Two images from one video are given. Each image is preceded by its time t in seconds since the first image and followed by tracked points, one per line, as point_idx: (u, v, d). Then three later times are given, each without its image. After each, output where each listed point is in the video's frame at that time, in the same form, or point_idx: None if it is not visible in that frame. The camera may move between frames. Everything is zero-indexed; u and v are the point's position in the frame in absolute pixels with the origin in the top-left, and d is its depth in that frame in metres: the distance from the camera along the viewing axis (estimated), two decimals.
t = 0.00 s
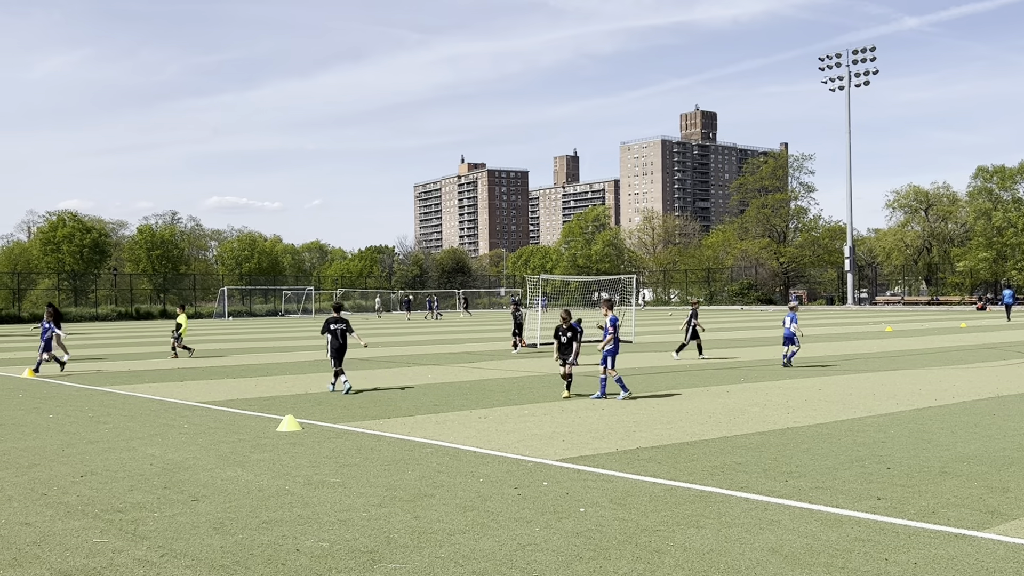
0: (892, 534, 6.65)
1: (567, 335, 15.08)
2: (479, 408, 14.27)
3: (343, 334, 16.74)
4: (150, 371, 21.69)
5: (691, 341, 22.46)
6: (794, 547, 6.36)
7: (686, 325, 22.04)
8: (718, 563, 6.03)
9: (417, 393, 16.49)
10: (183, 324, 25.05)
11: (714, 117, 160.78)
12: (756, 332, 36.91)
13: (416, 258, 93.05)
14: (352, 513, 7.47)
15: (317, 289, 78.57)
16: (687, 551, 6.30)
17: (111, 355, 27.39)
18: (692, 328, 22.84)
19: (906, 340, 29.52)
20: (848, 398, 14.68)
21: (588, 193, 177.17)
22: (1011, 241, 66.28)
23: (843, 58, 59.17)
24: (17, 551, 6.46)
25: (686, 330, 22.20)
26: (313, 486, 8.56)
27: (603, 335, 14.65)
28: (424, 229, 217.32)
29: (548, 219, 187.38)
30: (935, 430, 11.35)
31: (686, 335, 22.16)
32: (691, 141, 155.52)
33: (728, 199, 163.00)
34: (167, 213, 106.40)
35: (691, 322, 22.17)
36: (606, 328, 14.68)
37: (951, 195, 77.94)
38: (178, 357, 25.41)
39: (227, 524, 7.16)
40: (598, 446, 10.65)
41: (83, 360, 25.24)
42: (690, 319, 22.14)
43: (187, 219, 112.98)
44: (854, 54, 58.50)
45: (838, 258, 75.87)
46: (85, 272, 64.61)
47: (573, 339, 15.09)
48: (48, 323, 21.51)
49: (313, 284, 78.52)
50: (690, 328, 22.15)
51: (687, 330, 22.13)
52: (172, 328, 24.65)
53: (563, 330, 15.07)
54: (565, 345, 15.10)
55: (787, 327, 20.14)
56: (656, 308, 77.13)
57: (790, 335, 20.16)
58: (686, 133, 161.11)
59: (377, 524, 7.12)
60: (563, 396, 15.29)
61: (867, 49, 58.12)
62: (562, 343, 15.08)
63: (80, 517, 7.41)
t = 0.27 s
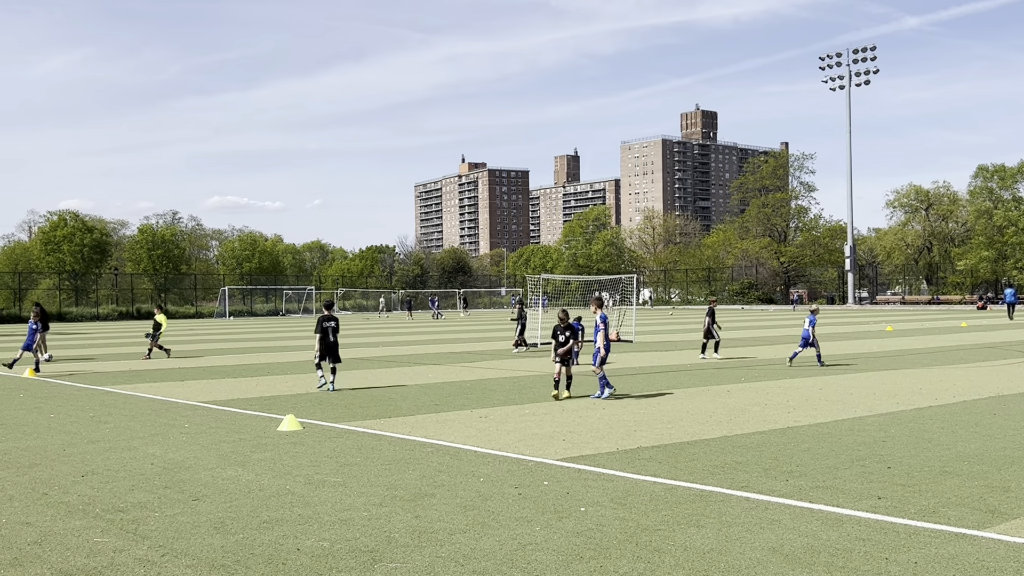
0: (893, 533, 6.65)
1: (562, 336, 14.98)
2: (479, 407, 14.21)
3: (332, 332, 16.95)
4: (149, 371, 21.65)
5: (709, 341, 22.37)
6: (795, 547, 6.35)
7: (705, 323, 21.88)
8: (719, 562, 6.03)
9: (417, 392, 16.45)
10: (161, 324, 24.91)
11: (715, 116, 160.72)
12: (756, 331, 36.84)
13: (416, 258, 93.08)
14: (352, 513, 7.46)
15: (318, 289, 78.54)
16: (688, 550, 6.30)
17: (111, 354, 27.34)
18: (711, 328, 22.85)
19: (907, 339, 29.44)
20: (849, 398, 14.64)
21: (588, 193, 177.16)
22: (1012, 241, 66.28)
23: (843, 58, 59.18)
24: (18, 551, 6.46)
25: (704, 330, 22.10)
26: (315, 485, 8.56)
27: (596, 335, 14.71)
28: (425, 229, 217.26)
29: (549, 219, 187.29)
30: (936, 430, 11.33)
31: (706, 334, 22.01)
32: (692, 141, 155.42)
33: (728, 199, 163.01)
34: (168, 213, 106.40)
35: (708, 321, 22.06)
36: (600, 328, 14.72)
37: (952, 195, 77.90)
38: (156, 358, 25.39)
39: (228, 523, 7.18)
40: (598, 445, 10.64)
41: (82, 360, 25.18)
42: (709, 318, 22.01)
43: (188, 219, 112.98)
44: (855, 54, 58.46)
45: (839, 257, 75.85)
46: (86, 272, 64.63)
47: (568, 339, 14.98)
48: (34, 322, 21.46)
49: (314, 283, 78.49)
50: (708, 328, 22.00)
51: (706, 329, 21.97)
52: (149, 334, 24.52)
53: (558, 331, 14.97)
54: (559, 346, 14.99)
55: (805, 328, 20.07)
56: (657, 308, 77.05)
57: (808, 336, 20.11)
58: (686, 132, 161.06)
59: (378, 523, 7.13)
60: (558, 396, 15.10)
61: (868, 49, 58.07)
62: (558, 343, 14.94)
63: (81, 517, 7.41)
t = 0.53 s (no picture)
0: (894, 533, 6.65)
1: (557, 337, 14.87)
2: (480, 407, 14.19)
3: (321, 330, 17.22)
4: (149, 371, 21.62)
5: (729, 342, 22.25)
6: (796, 547, 6.35)
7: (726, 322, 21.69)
8: (720, 562, 6.03)
9: (417, 392, 16.42)
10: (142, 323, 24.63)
11: (715, 116, 160.72)
12: (756, 331, 36.80)
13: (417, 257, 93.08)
14: (353, 513, 7.46)
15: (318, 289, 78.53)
16: (689, 550, 6.30)
17: (111, 354, 27.30)
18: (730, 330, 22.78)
19: (907, 339, 29.41)
20: (850, 398, 14.61)
21: (589, 193, 177.18)
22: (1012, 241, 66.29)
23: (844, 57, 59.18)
24: (19, 551, 6.46)
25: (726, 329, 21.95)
26: (315, 485, 8.55)
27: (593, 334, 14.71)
28: (425, 229, 217.18)
29: (550, 219, 187.27)
30: (937, 429, 11.32)
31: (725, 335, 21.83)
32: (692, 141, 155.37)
33: (729, 199, 163.03)
34: (168, 213, 106.38)
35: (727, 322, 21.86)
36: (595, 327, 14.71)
37: (952, 195, 77.85)
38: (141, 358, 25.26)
39: (229, 523, 7.17)
40: (599, 445, 10.62)
41: (82, 360, 25.15)
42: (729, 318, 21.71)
43: (189, 219, 112.97)
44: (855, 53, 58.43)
45: (839, 257, 75.88)
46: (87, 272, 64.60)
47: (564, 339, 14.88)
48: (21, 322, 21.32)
49: (315, 283, 78.48)
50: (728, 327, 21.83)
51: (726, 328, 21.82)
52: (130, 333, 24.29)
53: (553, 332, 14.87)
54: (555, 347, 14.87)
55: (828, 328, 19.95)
56: (658, 307, 77.01)
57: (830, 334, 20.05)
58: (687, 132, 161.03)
59: (379, 523, 7.13)
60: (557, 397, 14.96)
61: (869, 49, 58.06)
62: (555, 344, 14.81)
63: (82, 517, 7.41)
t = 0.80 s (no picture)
0: (894, 533, 6.64)
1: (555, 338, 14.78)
2: (480, 408, 14.18)
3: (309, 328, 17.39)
4: (150, 370, 21.61)
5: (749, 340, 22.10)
6: (796, 547, 6.35)
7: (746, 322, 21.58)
8: (720, 563, 6.02)
9: (418, 392, 16.42)
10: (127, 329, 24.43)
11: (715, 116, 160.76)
12: (756, 331, 36.77)
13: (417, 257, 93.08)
14: (353, 513, 7.46)
15: (319, 289, 78.52)
16: (689, 550, 6.30)
17: (111, 354, 27.28)
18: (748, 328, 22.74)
19: (907, 339, 29.41)
20: (849, 398, 14.61)
21: (589, 193, 177.20)
22: (1012, 241, 66.32)
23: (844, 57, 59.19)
24: (19, 551, 6.46)
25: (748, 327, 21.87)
26: (316, 485, 8.55)
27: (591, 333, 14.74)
28: (425, 229, 217.13)
29: (550, 219, 187.24)
30: (937, 429, 11.32)
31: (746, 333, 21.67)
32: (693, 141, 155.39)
33: (729, 199, 163.09)
34: (169, 213, 106.35)
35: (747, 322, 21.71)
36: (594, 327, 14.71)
37: (953, 195, 77.78)
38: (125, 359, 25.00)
39: (229, 523, 7.18)
40: (599, 445, 10.62)
41: (82, 360, 25.13)
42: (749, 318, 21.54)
43: (189, 218, 112.94)
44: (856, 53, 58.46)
45: (840, 257, 75.91)
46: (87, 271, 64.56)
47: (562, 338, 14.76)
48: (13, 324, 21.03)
49: (315, 283, 78.47)
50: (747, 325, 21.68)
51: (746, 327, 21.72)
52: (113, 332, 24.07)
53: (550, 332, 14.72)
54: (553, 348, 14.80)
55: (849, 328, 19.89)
56: (658, 307, 76.96)
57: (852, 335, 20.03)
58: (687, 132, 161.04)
59: (379, 523, 7.12)
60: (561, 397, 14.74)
61: (869, 48, 58.07)
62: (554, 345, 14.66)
63: (82, 517, 7.41)
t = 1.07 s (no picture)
0: (895, 533, 6.64)
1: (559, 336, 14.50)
2: (481, 407, 14.18)
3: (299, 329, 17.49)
4: (150, 371, 21.59)
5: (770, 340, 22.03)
6: (796, 547, 6.35)
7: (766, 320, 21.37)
8: (721, 562, 6.02)
9: (418, 392, 16.41)
10: (106, 325, 24.19)
11: (716, 116, 160.70)
12: (757, 331, 36.77)
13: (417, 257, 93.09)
14: (354, 513, 7.46)
15: (319, 288, 78.54)
16: (690, 551, 6.30)
17: (111, 354, 27.26)
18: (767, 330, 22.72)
19: (908, 339, 29.42)
20: (850, 398, 14.61)
21: (589, 193, 177.19)
22: (1013, 241, 66.30)
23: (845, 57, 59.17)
24: (20, 551, 6.46)
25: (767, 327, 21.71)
26: (316, 485, 8.55)
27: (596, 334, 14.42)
28: (426, 229, 217.09)
29: (550, 219, 187.24)
30: (938, 429, 11.31)
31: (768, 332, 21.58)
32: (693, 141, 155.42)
33: (729, 199, 163.08)
34: (169, 213, 106.38)
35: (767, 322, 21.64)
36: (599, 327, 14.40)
37: (953, 195, 77.85)
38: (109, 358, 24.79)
39: (230, 523, 7.18)
40: (600, 445, 10.63)
41: (82, 360, 25.11)
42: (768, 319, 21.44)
43: (189, 218, 112.97)
44: (856, 53, 58.51)
45: (840, 257, 75.96)
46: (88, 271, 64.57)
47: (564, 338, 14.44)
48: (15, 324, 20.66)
49: (316, 283, 78.49)
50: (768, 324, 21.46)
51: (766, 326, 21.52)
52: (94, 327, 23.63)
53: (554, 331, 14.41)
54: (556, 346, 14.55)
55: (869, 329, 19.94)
56: (658, 307, 76.93)
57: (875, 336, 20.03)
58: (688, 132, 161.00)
59: (380, 523, 7.12)
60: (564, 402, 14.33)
61: (870, 48, 58.05)
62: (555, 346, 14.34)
63: (83, 517, 7.41)
